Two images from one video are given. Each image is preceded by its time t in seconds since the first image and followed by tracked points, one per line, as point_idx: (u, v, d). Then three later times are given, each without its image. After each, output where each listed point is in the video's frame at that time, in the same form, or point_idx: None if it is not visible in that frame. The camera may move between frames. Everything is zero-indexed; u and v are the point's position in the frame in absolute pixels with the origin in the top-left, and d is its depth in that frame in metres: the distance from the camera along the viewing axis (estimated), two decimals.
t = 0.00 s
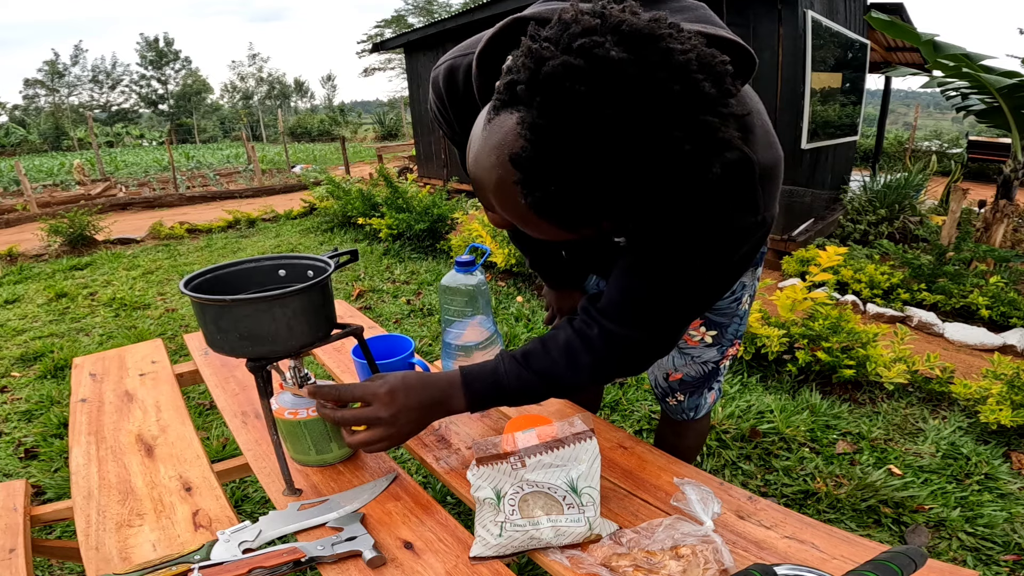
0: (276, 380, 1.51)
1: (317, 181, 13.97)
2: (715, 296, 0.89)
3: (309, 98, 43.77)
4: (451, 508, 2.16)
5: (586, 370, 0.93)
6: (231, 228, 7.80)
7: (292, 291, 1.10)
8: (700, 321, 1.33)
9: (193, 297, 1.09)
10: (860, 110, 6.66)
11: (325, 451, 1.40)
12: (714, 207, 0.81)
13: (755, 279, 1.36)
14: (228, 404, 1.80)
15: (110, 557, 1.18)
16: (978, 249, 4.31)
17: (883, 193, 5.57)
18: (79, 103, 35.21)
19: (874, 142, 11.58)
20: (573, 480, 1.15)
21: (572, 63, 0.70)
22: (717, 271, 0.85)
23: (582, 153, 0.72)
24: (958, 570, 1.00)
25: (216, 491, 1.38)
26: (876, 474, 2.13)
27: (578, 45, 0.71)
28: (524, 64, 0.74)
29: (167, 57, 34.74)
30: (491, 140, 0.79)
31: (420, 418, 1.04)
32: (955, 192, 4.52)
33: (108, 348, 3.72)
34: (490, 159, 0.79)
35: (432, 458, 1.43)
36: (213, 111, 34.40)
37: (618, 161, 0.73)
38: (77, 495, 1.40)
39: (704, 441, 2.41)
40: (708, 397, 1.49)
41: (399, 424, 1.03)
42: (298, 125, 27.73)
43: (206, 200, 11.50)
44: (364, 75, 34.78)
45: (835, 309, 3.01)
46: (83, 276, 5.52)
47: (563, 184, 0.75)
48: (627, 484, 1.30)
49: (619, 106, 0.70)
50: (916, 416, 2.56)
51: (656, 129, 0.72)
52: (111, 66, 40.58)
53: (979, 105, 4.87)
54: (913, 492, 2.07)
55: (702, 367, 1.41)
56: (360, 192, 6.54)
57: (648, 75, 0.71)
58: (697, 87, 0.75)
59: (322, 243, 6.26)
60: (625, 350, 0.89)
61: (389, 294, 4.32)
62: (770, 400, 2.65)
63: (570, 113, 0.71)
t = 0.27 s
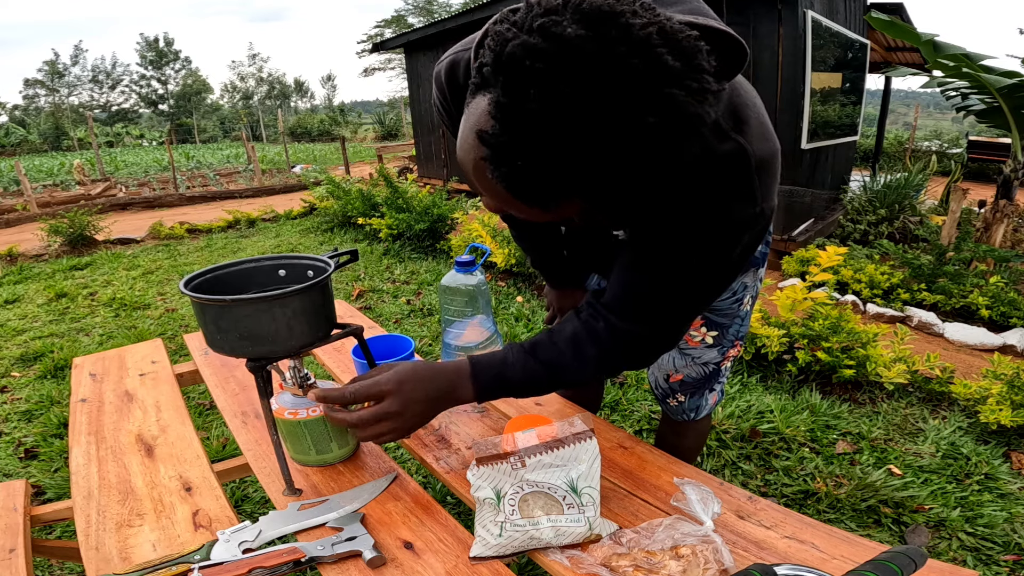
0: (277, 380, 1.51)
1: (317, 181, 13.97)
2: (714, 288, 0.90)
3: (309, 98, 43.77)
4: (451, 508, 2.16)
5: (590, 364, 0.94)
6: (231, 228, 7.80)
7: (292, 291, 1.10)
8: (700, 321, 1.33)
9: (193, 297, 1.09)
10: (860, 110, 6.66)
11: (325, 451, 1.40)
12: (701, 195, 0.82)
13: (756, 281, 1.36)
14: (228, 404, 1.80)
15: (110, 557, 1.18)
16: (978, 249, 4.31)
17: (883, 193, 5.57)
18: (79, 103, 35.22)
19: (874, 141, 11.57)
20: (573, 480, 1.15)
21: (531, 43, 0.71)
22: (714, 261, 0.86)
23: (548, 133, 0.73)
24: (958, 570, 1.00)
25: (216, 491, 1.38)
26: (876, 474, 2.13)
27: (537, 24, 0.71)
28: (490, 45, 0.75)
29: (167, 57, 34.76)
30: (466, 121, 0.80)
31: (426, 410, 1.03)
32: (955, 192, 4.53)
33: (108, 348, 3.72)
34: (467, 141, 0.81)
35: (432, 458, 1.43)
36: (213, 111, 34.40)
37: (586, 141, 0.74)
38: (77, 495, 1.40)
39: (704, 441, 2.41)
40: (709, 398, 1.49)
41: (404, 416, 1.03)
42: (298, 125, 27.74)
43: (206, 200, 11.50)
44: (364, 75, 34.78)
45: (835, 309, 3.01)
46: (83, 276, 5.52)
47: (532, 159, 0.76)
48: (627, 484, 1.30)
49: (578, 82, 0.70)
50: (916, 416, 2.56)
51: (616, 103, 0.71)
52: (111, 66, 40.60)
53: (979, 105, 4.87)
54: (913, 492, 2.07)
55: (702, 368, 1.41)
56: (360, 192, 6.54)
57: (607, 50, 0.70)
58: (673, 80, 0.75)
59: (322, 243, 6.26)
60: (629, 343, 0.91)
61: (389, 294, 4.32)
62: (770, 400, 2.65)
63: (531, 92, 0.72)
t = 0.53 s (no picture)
0: (277, 381, 1.52)
1: (317, 181, 13.97)
2: (719, 278, 0.93)
3: (309, 98, 43.76)
4: (451, 507, 2.16)
5: (605, 344, 0.96)
6: (231, 228, 7.80)
7: (292, 291, 1.10)
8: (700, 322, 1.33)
9: (193, 297, 1.09)
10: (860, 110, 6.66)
11: (325, 451, 1.40)
12: (693, 178, 0.87)
13: (756, 282, 1.37)
14: (228, 404, 1.80)
15: (110, 557, 1.18)
16: (978, 249, 4.31)
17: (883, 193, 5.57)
18: (79, 103, 35.23)
19: (874, 142, 11.57)
20: (573, 480, 1.15)
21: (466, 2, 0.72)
22: (714, 246, 0.90)
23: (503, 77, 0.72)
24: (957, 570, 1.00)
25: (216, 491, 1.38)
26: (876, 474, 2.13)
27: None
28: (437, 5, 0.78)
29: (167, 57, 34.77)
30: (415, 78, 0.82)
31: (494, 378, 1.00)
32: (955, 192, 4.53)
33: (108, 348, 3.72)
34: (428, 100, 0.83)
35: (432, 458, 1.43)
36: (213, 111, 34.40)
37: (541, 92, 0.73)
38: (77, 495, 1.40)
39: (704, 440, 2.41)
40: (709, 400, 1.48)
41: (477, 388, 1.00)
42: (298, 125, 27.74)
43: (206, 200, 11.50)
44: (364, 75, 34.78)
45: (835, 309, 3.01)
46: (83, 276, 5.52)
47: (464, 101, 0.74)
48: (627, 484, 1.30)
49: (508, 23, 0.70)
50: (916, 416, 2.56)
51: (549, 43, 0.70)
52: (111, 66, 40.62)
53: (979, 105, 4.86)
54: (913, 492, 2.07)
55: (702, 369, 1.41)
56: (360, 192, 6.54)
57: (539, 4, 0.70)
58: (654, 50, 0.77)
59: (322, 243, 6.26)
60: (643, 325, 0.95)
61: (389, 294, 4.32)
62: (770, 399, 2.65)
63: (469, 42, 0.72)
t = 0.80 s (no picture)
0: (277, 381, 1.53)
1: (317, 181, 13.97)
2: (782, 247, 0.87)
3: (308, 98, 43.76)
4: (451, 507, 2.17)
5: (697, 329, 0.97)
6: (231, 228, 7.80)
7: (292, 291, 1.10)
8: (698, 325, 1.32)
9: (193, 297, 1.09)
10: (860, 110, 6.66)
11: (325, 451, 1.40)
12: (718, 151, 0.84)
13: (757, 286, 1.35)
14: (228, 404, 1.80)
15: (110, 557, 1.18)
16: (978, 249, 4.31)
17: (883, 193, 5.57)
18: (80, 103, 35.24)
19: (874, 142, 11.58)
20: (573, 480, 1.15)
21: None
22: (770, 215, 0.85)
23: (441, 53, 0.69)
24: (957, 570, 1.00)
25: (216, 490, 1.38)
26: (876, 474, 2.13)
27: None
28: None
29: (167, 57, 34.78)
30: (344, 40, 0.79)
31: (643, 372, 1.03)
32: (955, 192, 4.53)
33: (108, 348, 3.72)
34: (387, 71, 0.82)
35: (433, 458, 1.43)
36: (213, 111, 34.40)
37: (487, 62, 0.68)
38: (77, 495, 1.40)
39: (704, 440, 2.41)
40: (708, 403, 1.47)
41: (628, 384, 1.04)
42: (298, 125, 27.75)
43: (206, 200, 11.50)
44: (364, 75, 34.77)
45: (834, 309, 3.01)
46: (83, 276, 5.52)
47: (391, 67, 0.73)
48: (627, 484, 1.30)
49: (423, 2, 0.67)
50: (916, 416, 2.56)
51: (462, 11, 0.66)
52: (111, 66, 40.63)
53: (979, 105, 4.86)
54: (913, 492, 2.07)
55: (700, 373, 1.40)
56: (360, 192, 6.54)
57: None
58: None
59: (322, 243, 6.26)
60: (726, 304, 0.93)
61: (389, 294, 4.32)
62: (770, 399, 2.64)
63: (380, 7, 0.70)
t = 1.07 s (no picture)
0: (277, 381, 1.52)
1: (317, 181, 13.97)
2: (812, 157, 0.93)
3: (308, 98, 43.75)
4: (451, 508, 2.17)
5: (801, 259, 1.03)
6: (231, 228, 7.80)
7: (292, 291, 1.10)
8: (689, 325, 1.28)
9: (193, 297, 1.09)
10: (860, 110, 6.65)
11: (325, 451, 1.40)
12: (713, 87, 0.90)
13: (755, 287, 1.26)
14: (228, 404, 1.80)
15: (110, 557, 1.18)
16: (978, 249, 4.31)
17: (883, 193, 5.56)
18: (80, 103, 35.25)
19: (875, 142, 11.57)
20: (573, 480, 1.14)
21: None
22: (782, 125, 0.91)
23: None
24: (957, 570, 1.00)
25: (216, 491, 1.38)
26: (876, 474, 2.13)
27: None
28: None
29: (167, 57, 34.79)
30: None
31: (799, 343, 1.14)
32: (955, 192, 4.52)
33: (108, 348, 3.72)
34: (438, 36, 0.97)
35: (432, 458, 1.43)
36: (214, 111, 34.40)
37: None
38: (77, 495, 1.40)
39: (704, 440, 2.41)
40: (702, 407, 1.42)
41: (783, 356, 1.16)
42: (298, 125, 27.75)
43: (206, 200, 11.50)
44: (364, 75, 34.77)
45: (835, 309, 3.01)
46: (83, 276, 5.52)
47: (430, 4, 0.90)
48: (627, 484, 1.30)
49: None
50: (916, 416, 2.56)
51: None
52: (111, 66, 40.65)
53: (979, 105, 4.86)
54: (913, 492, 2.07)
55: (692, 376, 1.36)
56: (360, 192, 6.53)
57: None
58: None
59: (322, 243, 6.26)
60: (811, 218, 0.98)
61: (389, 294, 4.32)
62: (770, 399, 2.65)
63: None
